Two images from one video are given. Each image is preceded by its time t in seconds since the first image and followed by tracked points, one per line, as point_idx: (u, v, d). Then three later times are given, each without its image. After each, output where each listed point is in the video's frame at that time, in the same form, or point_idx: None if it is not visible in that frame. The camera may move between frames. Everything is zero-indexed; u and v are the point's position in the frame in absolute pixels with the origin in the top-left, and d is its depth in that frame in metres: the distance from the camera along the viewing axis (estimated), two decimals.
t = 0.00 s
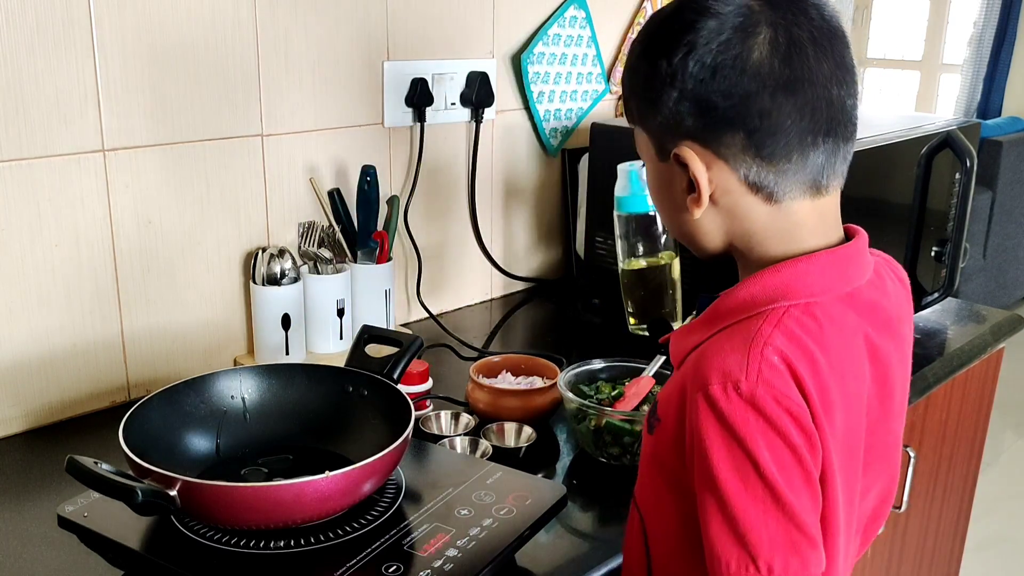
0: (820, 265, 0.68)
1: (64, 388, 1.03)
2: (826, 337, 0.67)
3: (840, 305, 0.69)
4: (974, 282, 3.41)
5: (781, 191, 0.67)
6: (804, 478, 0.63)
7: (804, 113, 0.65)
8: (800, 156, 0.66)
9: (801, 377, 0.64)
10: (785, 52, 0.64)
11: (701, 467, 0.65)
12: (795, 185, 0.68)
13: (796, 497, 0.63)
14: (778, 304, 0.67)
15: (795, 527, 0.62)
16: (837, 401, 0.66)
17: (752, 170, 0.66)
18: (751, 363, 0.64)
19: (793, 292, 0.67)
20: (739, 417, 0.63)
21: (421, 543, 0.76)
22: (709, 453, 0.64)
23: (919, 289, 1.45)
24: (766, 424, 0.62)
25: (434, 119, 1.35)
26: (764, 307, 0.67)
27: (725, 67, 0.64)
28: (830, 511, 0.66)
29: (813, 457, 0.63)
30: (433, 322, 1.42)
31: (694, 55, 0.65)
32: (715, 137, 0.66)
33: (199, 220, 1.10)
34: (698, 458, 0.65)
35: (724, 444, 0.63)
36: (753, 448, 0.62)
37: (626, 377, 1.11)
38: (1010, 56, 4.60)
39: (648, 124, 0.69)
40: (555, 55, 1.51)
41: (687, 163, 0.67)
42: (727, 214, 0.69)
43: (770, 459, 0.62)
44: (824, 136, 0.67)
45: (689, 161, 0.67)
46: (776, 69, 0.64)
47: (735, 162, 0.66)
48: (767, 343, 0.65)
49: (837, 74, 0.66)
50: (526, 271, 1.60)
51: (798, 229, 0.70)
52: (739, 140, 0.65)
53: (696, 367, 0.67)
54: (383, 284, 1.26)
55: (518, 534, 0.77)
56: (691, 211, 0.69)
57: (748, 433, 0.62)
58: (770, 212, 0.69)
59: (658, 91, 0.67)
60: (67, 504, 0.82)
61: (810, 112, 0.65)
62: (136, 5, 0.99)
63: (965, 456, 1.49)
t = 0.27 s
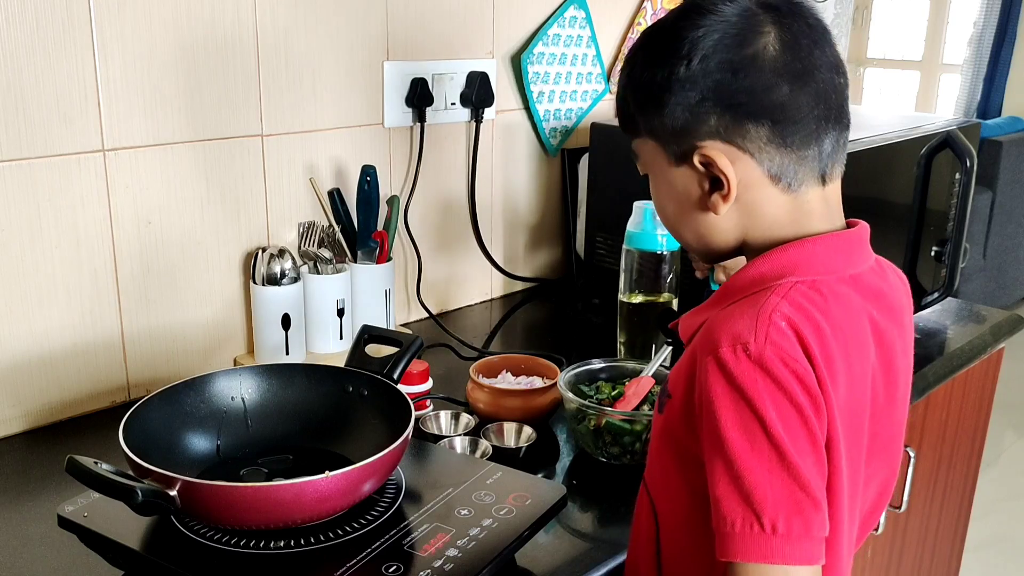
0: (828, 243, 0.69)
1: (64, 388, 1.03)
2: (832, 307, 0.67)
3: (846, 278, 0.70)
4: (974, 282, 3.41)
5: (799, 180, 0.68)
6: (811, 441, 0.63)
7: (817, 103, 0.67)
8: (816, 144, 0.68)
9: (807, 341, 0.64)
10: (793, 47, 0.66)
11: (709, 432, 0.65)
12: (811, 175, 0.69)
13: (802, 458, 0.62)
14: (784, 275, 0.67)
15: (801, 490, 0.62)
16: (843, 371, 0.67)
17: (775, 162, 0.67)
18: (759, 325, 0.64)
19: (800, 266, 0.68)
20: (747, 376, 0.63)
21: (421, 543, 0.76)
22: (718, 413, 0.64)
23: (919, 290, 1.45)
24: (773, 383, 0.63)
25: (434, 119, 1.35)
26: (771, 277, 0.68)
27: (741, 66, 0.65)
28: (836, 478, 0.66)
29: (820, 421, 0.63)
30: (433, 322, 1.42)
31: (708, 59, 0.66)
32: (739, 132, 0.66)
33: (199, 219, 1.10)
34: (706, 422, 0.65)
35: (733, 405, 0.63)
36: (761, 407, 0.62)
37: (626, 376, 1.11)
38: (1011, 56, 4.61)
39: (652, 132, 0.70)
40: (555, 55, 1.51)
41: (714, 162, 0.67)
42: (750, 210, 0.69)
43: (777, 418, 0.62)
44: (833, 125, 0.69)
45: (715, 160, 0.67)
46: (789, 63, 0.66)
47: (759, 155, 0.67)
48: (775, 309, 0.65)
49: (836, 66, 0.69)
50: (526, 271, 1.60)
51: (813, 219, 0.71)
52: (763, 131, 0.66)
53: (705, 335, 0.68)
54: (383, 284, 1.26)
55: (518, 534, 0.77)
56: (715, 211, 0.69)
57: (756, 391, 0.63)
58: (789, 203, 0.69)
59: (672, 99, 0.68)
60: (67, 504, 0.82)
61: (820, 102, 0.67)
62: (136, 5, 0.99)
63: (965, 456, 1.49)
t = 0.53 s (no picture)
0: (822, 232, 0.71)
1: (64, 389, 1.03)
2: (834, 293, 0.68)
3: (843, 266, 0.71)
4: (974, 282, 3.40)
5: (795, 176, 0.70)
6: (817, 422, 0.63)
7: (809, 99, 0.70)
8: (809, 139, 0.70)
9: (814, 324, 0.65)
10: (784, 46, 0.69)
11: (717, 415, 0.65)
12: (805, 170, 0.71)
13: (809, 439, 0.62)
14: (787, 263, 0.68)
15: (806, 471, 0.62)
16: (847, 358, 0.67)
17: (775, 159, 0.69)
18: (767, 308, 0.65)
19: (800, 253, 0.69)
20: (757, 358, 0.63)
21: (421, 543, 0.76)
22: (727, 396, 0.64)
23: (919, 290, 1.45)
24: (782, 364, 0.63)
25: (434, 119, 1.35)
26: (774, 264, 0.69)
27: (740, 65, 0.67)
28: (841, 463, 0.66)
29: (826, 403, 0.64)
30: (433, 322, 1.42)
31: (707, 62, 0.67)
32: (742, 129, 0.68)
33: (199, 219, 1.10)
34: (714, 405, 0.65)
35: (741, 386, 0.64)
36: (770, 387, 0.63)
37: (626, 376, 1.11)
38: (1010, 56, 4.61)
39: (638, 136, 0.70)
40: (555, 55, 1.51)
41: (719, 162, 0.68)
42: (750, 207, 0.70)
43: (785, 399, 0.63)
44: (822, 120, 0.72)
45: (721, 160, 0.68)
46: (783, 60, 0.68)
47: (761, 152, 0.68)
48: (781, 294, 0.66)
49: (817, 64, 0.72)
50: (526, 271, 1.60)
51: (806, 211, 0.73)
52: (765, 128, 0.68)
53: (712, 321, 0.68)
54: (383, 284, 1.26)
55: (518, 534, 0.77)
56: (718, 210, 0.70)
57: (765, 373, 0.63)
58: (785, 197, 0.71)
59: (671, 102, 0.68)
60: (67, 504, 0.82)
61: (811, 98, 0.70)
62: (136, 5, 0.99)
63: (965, 456, 1.49)
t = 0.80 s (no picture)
0: (801, 239, 0.71)
1: (64, 388, 1.03)
2: (818, 308, 0.68)
3: (824, 278, 0.70)
4: (974, 282, 3.40)
5: (774, 174, 0.71)
6: (808, 444, 0.63)
7: (786, 94, 0.71)
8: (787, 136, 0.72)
9: (800, 343, 0.64)
10: (760, 41, 0.70)
11: (707, 441, 0.65)
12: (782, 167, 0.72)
13: (801, 464, 0.62)
14: (769, 279, 0.68)
15: (798, 496, 0.62)
16: (832, 373, 0.67)
17: (758, 155, 0.70)
18: (752, 331, 0.64)
19: (780, 267, 0.69)
20: (745, 384, 0.63)
21: (421, 543, 0.76)
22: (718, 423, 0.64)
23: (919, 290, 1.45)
24: (770, 389, 0.63)
25: (434, 119, 1.35)
26: (755, 281, 0.68)
27: (723, 59, 0.68)
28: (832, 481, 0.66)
29: (816, 423, 0.63)
30: (433, 322, 1.42)
31: (689, 54, 0.67)
32: (728, 125, 0.68)
33: (199, 219, 1.10)
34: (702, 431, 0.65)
35: (730, 413, 0.63)
36: (760, 414, 0.62)
37: (627, 377, 1.11)
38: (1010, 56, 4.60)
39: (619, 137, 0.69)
40: (555, 55, 1.51)
41: (707, 159, 0.68)
42: (733, 208, 0.70)
43: (776, 425, 0.62)
44: (798, 117, 0.73)
45: (710, 157, 0.68)
46: (761, 55, 0.69)
47: (746, 149, 0.69)
48: (766, 313, 0.65)
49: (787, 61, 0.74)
50: (526, 271, 1.60)
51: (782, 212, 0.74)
52: (749, 122, 0.68)
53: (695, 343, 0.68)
54: (383, 284, 1.26)
55: (518, 534, 0.77)
56: (703, 210, 0.70)
57: (755, 400, 0.62)
58: (765, 196, 0.72)
59: (654, 96, 0.68)
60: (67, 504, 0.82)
61: (787, 94, 0.71)
62: (136, 5, 0.99)
63: (965, 456, 1.49)
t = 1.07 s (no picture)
0: (778, 257, 0.69)
1: (64, 388, 1.03)
2: (795, 334, 0.67)
3: (804, 301, 0.69)
4: (974, 281, 3.40)
5: (744, 186, 0.70)
6: (789, 482, 0.62)
7: (759, 102, 0.68)
8: (761, 144, 0.69)
9: (776, 379, 0.63)
10: (732, 45, 0.67)
11: (686, 483, 0.64)
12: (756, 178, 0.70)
13: (782, 502, 0.62)
14: (744, 309, 0.66)
15: (780, 536, 0.62)
16: (813, 402, 0.66)
17: (721, 169, 0.68)
18: (725, 371, 0.63)
19: (757, 292, 0.67)
20: (720, 427, 0.62)
21: (421, 542, 0.76)
22: (694, 465, 0.63)
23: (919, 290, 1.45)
24: (746, 432, 0.62)
25: (434, 119, 1.35)
26: (732, 310, 0.67)
27: (683, 68, 0.65)
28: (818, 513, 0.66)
29: (796, 461, 0.63)
30: (433, 321, 1.42)
31: (647, 65, 0.66)
32: (684, 138, 0.67)
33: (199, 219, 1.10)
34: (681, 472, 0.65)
35: (707, 456, 0.63)
36: (736, 456, 0.62)
37: (627, 376, 1.10)
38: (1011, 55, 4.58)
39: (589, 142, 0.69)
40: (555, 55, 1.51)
41: (659, 172, 0.67)
42: (696, 221, 0.69)
43: (754, 467, 0.62)
44: (773, 121, 0.70)
45: (660, 171, 0.67)
46: (731, 60, 0.66)
47: (705, 162, 0.67)
48: (739, 350, 0.64)
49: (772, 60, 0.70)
50: (526, 271, 1.60)
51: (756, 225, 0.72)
52: (710, 134, 0.67)
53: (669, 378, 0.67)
54: (383, 284, 1.26)
55: (518, 534, 0.77)
56: (661, 223, 0.69)
57: (730, 442, 0.62)
58: (733, 209, 0.70)
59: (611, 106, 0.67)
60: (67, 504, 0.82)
61: (761, 100, 0.68)
62: (136, 5, 0.99)
63: (965, 456, 1.49)
